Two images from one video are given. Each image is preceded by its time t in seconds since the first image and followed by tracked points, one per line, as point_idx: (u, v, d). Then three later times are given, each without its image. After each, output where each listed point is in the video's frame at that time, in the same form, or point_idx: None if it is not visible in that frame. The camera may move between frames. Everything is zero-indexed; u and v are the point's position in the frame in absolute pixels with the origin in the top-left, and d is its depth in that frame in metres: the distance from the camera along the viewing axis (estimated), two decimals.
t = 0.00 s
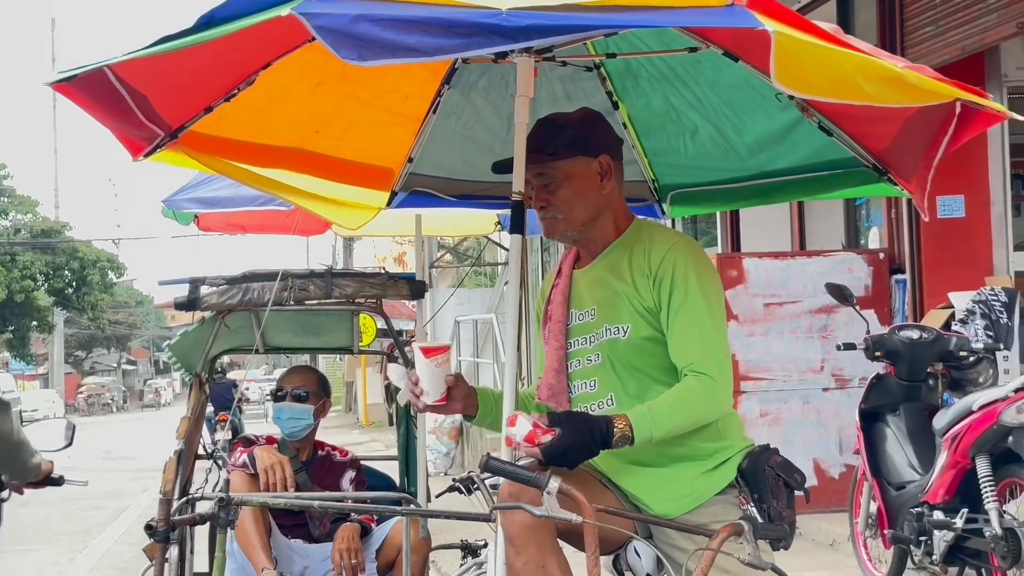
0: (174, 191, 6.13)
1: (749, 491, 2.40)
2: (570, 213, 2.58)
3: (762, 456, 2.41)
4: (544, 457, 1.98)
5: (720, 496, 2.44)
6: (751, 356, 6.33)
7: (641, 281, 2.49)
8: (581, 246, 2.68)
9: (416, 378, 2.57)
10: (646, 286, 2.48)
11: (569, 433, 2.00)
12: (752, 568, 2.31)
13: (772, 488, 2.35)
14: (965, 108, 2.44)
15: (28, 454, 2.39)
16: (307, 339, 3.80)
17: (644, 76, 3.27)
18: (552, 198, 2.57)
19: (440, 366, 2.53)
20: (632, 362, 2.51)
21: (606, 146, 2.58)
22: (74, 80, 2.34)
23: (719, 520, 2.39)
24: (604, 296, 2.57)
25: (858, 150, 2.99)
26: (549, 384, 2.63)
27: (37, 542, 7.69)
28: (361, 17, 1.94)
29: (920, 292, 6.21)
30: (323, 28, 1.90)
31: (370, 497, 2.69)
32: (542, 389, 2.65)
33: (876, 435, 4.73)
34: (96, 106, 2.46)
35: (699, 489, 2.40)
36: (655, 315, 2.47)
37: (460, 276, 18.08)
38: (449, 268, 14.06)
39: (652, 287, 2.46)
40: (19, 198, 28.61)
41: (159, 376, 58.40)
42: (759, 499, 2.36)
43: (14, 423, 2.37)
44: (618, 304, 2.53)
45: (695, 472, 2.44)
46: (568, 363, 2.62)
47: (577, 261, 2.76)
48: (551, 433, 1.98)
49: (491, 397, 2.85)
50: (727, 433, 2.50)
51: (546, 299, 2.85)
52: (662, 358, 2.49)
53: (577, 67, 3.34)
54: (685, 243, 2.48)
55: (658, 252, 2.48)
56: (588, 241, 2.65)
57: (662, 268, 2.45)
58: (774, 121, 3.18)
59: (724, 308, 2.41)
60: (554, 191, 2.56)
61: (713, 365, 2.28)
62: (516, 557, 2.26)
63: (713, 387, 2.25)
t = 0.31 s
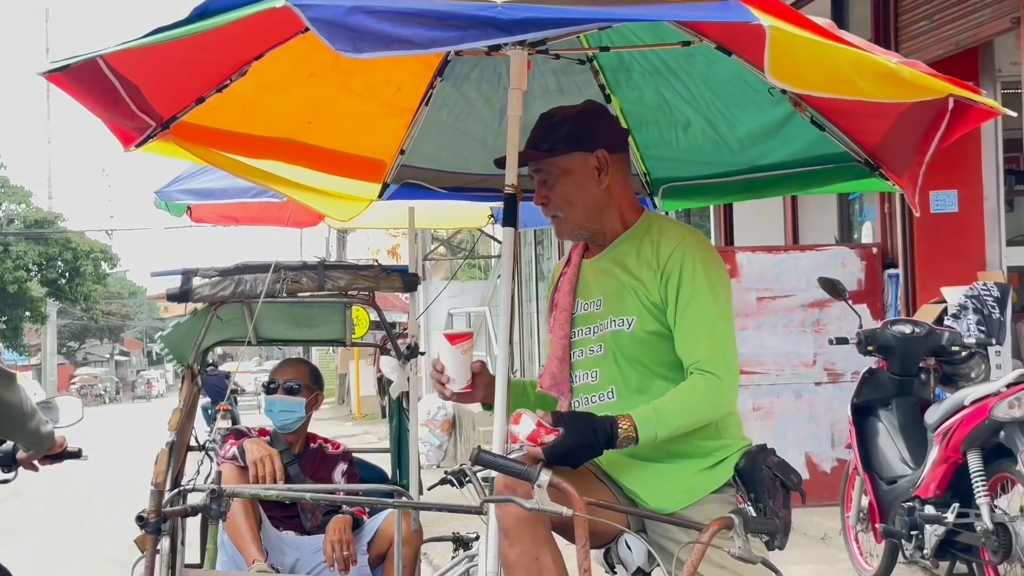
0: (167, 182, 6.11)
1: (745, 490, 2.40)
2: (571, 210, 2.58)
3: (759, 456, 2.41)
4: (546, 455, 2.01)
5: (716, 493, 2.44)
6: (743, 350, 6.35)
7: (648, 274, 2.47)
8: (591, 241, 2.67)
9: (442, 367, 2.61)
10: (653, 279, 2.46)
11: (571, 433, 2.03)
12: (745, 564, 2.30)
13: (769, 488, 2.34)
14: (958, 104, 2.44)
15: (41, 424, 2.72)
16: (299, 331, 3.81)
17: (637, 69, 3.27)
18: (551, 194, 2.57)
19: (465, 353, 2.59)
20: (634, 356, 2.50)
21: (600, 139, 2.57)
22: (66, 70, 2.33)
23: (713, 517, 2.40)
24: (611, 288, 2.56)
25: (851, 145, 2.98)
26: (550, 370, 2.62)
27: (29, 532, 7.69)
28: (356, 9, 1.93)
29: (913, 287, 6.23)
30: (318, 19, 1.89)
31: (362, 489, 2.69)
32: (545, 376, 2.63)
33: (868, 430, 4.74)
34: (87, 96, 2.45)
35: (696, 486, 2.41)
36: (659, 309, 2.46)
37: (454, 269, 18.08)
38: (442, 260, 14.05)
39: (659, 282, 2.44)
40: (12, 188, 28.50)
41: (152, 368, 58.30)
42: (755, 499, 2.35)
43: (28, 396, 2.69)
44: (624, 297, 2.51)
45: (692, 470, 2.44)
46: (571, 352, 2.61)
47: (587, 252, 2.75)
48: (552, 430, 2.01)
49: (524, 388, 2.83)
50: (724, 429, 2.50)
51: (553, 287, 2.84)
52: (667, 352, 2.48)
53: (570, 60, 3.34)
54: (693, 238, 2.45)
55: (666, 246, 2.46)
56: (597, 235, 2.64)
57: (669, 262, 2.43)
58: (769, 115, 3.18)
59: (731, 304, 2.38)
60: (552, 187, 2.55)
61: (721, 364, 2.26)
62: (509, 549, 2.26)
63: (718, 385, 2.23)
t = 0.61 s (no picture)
0: (162, 171, 6.08)
1: (742, 489, 2.42)
2: (578, 201, 2.57)
3: (757, 455, 2.42)
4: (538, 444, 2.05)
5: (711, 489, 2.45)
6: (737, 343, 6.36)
7: (655, 269, 2.47)
8: (601, 230, 2.65)
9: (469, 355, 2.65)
10: (659, 273, 2.45)
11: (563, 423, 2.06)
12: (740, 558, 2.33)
13: (766, 489, 2.36)
14: (956, 100, 2.44)
15: (51, 419, 2.71)
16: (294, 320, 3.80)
17: (635, 62, 3.27)
18: (559, 183, 2.56)
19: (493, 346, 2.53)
20: (637, 349, 2.49)
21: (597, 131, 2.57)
22: (64, 57, 2.32)
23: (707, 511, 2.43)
24: (618, 280, 2.55)
25: (848, 138, 2.99)
26: (555, 359, 2.63)
27: (21, 521, 7.67)
28: None
29: (906, 282, 6.25)
30: (319, 9, 1.88)
31: (356, 479, 2.70)
32: (547, 365, 2.64)
33: (861, 423, 4.75)
34: (84, 84, 2.44)
35: (694, 483, 2.42)
36: (663, 305, 2.45)
37: (447, 260, 18.07)
38: (436, 251, 14.04)
39: (666, 278, 2.43)
40: (4, 175, 28.37)
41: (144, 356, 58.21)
42: (752, 498, 2.37)
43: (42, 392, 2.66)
44: (631, 291, 2.51)
45: (689, 466, 2.45)
46: (576, 342, 2.62)
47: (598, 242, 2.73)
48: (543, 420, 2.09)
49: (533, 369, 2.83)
50: (724, 427, 2.49)
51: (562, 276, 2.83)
52: (670, 346, 2.47)
53: (568, 52, 3.34)
54: (702, 236, 2.44)
55: (673, 240, 2.46)
56: (607, 224, 2.62)
57: (676, 257, 2.42)
58: (767, 109, 3.17)
59: (737, 301, 2.38)
60: (560, 176, 2.55)
61: (722, 362, 2.26)
62: (504, 540, 2.27)
63: (718, 382, 2.23)
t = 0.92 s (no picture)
0: (156, 156, 6.06)
1: (734, 483, 2.41)
2: (579, 188, 2.57)
3: (749, 450, 2.41)
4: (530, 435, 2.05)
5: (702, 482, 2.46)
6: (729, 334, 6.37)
7: (653, 262, 2.46)
8: (601, 218, 2.65)
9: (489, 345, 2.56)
10: (658, 266, 2.45)
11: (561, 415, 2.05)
12: (729, 551, 2.34)
13: (757, 484, 2.35)
14: (949, 93, 2.44)
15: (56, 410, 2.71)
16: (287, 306, 3.81)
17: (629, 51, 3.28)
18: (560, 170, 2.57)
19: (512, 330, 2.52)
20: (633, 341, 2.50)
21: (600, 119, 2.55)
22: (58, 41, 2.33)
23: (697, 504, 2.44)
24: (617, 271, 2.55)
25: (843, 131, 2.98)
26: (554, 348, 2.63)
27: (12, 505, 7.67)
28: None
29: (899, 275, 6.28)
30: None
31: (347, 466, 2.71)
32: (546, 354, 2.66)
33: (852, 416, 4.77)
34: (78, 70, 2.44)
35: (685, 477, 2.42)
36: (662, 298, 2.45)
37: (441, 247, 18.05)
38: (430, 238, 14.02)
39: (664, 272, 2.43)
40: None
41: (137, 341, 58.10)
42: (742, 493, 2.37)
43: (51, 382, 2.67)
44: (629, 282, 2.51)
45: (679, 461, 2.45)
46: (574, 331, 2.62)
47: (599, 232, 2.73)
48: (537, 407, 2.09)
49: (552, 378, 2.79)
50: (717, 422, 2.49)
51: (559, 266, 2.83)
52: (667, 338, 2.47)
53: (564, 41, 3.33)
54: (701, 229, 2.44)
55: (672, 233, 2.46)
56: (607, 213, 2.62)
57: (675, 250, 2.42)
58: (763, 100, 3.17)
59: (734, 296, 2.38)
60: (562, 163, 2.55)
61: (718, 357, 2.27)
62: (493, 527, 2.27)
63: (714, 376, 2.24)
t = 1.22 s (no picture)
0: (149, 143, 6.04)
1: (725, 476, 2.41)
2: (578, 178, 2.55)
3: (742, 443, 2.42)
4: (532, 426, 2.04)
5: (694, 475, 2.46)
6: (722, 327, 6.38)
7: (652, 254, 2.46)
8: (600, 209, 2.64)
9: (504, 334, 2.46)
10: (657, 258, 2.45)
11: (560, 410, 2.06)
12: (721, 543, 2.34)
13: (749, 477, 2.36)
14: (946, 88, 2.44)
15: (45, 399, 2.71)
16: (281, 295, 3.80)
17: (627, 43, 3.28)
18: (559, 160, 2.56)
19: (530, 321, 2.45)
20: (630, 333, 2.49)
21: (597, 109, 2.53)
22: (53, 27, 2.31)
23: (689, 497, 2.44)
24: (615, 263, 2.55)
25: (840, 125, 2.97)
26: (552, 339, 2.60)
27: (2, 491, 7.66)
28: None
29: (892, 270, 6.29)
30: None
31: (338, 455, 2.70)
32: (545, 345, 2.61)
33: (844, 410, 4.77)
34: (74, 56, 2.42)
35: (680, 470, 2.42)
36: (661, 290, 2.45)
37: (435, 237, 18.03)
38: (423, 229, 14.01)
39: (664, 263, 2.43)
40: None
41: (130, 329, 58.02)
42: (735, 486, 2.37)
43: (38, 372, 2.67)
44: (628, 274, 2.50)
45: (673, 453, 2.46)
46: (571, 322, 2.61)
47: (597, 224, 2.72)
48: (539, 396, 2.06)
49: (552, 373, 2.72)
50: (712, 415, 2.49)
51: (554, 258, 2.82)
52: (665, 330, 2.47)
53: (561, 32, 3.33)
54: (700, 222, 2.44)
55: (671, 225, 2.45)
56: (606, 203, 2.61)
57: (674, 241, 2.42)
58: (760, 93, 3.16)
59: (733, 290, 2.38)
60: (561, 153, 2.54)
61: (718, 351, 2.27)
62: (484, 518, 2.27)
63: (714, 369, 2.24)
